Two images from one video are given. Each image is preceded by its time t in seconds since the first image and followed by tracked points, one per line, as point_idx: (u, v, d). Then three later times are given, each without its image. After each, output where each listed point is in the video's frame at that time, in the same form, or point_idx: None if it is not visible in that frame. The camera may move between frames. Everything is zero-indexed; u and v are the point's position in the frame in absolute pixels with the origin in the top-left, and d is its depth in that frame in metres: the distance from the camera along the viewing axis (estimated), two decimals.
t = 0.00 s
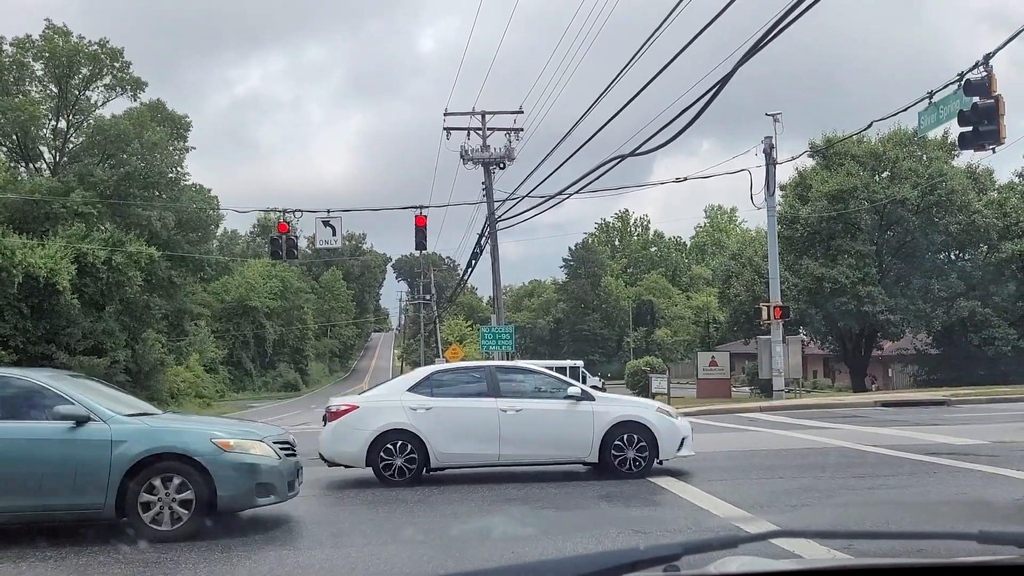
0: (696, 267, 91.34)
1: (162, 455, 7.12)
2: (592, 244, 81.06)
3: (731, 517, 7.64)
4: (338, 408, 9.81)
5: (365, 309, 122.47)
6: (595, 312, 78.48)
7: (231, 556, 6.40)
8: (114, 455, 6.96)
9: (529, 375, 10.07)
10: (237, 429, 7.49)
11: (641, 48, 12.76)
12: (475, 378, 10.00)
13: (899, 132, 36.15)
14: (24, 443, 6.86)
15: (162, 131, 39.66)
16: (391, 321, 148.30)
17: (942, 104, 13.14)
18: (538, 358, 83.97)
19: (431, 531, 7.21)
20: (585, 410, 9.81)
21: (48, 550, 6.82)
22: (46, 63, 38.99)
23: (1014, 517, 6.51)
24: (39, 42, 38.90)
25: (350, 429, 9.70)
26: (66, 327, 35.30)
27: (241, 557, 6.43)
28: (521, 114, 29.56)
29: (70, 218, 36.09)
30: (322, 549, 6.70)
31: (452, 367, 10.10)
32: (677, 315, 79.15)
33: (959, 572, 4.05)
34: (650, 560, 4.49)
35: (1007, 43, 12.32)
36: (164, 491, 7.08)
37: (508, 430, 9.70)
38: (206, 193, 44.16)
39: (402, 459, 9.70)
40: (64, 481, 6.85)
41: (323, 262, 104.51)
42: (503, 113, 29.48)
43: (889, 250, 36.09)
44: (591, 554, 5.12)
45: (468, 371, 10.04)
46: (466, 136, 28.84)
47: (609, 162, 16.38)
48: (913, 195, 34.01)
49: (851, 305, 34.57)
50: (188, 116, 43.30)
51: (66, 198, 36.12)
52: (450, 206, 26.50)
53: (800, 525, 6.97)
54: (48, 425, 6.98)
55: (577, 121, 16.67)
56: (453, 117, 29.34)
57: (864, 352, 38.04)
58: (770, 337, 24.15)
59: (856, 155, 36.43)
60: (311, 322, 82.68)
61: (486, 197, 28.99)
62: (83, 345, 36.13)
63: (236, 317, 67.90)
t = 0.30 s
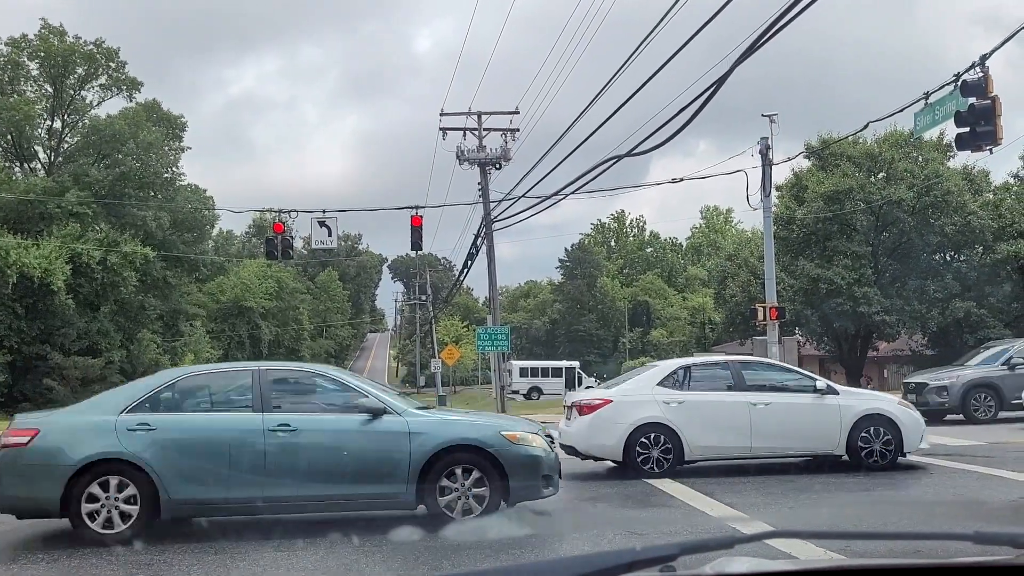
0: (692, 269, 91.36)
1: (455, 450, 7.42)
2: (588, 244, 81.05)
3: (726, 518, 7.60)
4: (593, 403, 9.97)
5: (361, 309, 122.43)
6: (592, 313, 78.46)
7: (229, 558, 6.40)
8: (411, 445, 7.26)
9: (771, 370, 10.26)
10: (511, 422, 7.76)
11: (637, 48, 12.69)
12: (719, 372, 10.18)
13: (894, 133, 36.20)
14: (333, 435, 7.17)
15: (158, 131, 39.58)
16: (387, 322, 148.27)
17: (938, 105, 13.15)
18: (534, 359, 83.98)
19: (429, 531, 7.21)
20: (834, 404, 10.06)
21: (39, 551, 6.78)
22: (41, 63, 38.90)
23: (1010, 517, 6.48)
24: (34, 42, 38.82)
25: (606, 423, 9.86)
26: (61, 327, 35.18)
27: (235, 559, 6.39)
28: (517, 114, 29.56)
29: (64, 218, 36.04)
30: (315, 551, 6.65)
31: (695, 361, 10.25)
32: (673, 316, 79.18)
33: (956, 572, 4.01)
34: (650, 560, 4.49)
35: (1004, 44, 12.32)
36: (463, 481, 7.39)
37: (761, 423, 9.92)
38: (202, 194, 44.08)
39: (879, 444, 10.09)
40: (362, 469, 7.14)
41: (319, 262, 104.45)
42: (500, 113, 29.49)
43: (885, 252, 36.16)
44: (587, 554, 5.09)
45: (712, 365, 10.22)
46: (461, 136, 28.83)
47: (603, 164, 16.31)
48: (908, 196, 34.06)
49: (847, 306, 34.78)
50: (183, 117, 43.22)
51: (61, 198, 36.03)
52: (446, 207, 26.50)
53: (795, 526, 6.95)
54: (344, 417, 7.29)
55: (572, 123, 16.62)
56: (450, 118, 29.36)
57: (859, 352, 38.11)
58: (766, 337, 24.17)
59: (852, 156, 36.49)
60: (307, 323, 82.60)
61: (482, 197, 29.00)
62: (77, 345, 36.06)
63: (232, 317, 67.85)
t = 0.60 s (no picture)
0: (688, 270, 91.46)
1: (752, 443, 7.66)
2: (584, 246, 81.11)
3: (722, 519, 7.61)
4: (854, 395, 10.47)
5: (358, 310, 122.43)
6: (588, 314, 78.55)
7: (226, 559, 6.42)
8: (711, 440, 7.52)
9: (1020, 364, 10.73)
10: (795, 417, 7.99)
11: (635, 49, 12.70)
12: (972, 366, 10.66)
13: (890, 135, 36.31)
14: (635, 429, 7.45)
15: (154, 132, 39.57)
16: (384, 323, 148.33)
17: (933, 107, 13.19)
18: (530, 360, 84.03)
19: (423, 530, 7.23)
20: None
21: (36, 552, 6.79)
22: (37, 63, 38.86)
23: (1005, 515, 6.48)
24: (30, 42, 38.80)
25: (873, 416, 10.40)
26: (57, 328, 35.17)
27: (234, 560, 6.39)
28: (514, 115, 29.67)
29: (60, 218, 36.07)
30: (312, 552, 6.64)
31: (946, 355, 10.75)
32: (670, 317, 79.25)
33: (950, 571, 4.02)
34: (643, 560, 4.51)
35: (999, 46, 12.37)
36: (759, 475, 7.67)
37: (1017, 415, 10.40)
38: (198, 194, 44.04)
39: None
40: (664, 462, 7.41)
41: (316, 263, 104.42)
42: (497, 114, 29.59)
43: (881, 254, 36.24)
44: (584, 554, 5.09)
45: (965, 359, 10.71)
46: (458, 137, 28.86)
47: (600, 164, 16.33)
48: (904, 197, 34.15)
49: (842, 307, 34.86)
50: (179, 118, 43.21)
51: (57, 199, 36.04)
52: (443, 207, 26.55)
53: (791, 525, 6.95)
54: (644, 413, 7.56)
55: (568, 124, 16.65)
56: (446, 119, 29.44)
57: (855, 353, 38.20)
58: (762, 339, 24.21)
59: (848, 157, 36.60)
60: (303, 324, 82.60)
61: (479, 198, 29.05)
62: (73, 346, 36.05)
63: (228, 319, 67.85)
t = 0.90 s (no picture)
0: (684, 271, 91.55)
1: None
2: (581, 246, 81.14)
3: (718, 518, 7.62)
4: None
5: (354, 311, 122.33)
6: (585, 315, 78.59)
7: (224, 560, 6.43)
8: (1012, 434, 7.73)
9: None
10: None
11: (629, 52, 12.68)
12: None
13: (886, 136, 36.42)
14: (940, 421, 7.72)
15: (150, 132, 39.55)
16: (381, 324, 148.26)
17: (930, 107, 13.23)
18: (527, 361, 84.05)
19: (419, 531, 7.24)
20: None
21: (33, 551, 6.78)
22: (34, 63, 38.81)
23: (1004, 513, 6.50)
24: (26, 42, 38.74)
25: None
26: (52, 328, 35.13)
27: (232, 560, 6.41)
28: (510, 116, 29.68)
29: (57, 219, 36.06)
30: (309, 552, 6.64)
31: None
32: (666, 318, 79.30)
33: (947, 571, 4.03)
34: (642, 561, 4.52)
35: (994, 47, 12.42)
36: None
37: None
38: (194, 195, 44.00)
39: None
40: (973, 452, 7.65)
41: (312, 264, 104.40)
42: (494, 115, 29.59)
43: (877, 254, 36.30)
44: (581, 556, 5.10)
45: None
46: (454, 138, 28.85)
47: (594, 167, 16.34)
48: (901, 198, 34.25)
49: (839, 308, 34.90)
50: (176, 118, 43.17)
51: (53, 199, 36.01)
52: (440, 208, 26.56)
53: (788, 525, 6.95)
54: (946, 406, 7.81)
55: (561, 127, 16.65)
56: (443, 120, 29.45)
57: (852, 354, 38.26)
58: (759, 339, 24.26)
59: (844, 158, 36.69)
60: (299, 325, 82.54)
61: (476, 198, 29.07)
62: (69, 347, 36.00)
63: (224, 319, 67.80)
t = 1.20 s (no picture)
0: (681, 271, 91.53)
1: None
2: (577, 247, 81.12)
3: (714, 518, 7.61)
4: None
5: (351, 310, 122.25)
6: (581, 315, 78.61)
7: (218, 561, 6.42)
8: None
9: None
10: None
11: (626, 51, 12.69)
12: None
13: (882, 137, 36.49)
14: None
15: (146, 132, 39.52)
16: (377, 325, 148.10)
17: (926, 108, 13.27)
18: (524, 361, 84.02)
19: (416, 533, 7.24)
20: None
21: (29, 552, 6.76)
22: (29, 63, 38.73)
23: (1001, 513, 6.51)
24: (22, 42, 38.70)
25: None
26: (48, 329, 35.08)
27: (227, 561, 6.40)
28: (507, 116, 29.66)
29: (53, 218, 36.02)
30: (305, 553, 6.63)
31: None
32: (663, 318, 79.29)
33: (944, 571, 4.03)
34: (638, 560, 4.52)
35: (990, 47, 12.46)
36: None
37: None
38: (190, 195, 43.96)
39: None
40: None
41: (309, 264, 104.32)
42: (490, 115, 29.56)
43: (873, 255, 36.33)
44: (578, 556, 5.09)
45: None
46: (451, 138, 28.84)
47: (591, 167, 16.35)
48: (897, 199, 34.30)
49: (835, 308, 34.94)
50: (172, 118, 43.12)
51: (49, 199, 35.97)
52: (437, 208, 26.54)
53: (785, 525, 6.95)
54: None
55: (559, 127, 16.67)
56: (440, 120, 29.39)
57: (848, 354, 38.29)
58: (755, 339, 24.28)
59: (840, 158, 36.76)
60: (296, 325, 82.45)
61: (473, 198, 29.05)
62: (64, 347, 35.99)
63: (221, 319, 67.69)
